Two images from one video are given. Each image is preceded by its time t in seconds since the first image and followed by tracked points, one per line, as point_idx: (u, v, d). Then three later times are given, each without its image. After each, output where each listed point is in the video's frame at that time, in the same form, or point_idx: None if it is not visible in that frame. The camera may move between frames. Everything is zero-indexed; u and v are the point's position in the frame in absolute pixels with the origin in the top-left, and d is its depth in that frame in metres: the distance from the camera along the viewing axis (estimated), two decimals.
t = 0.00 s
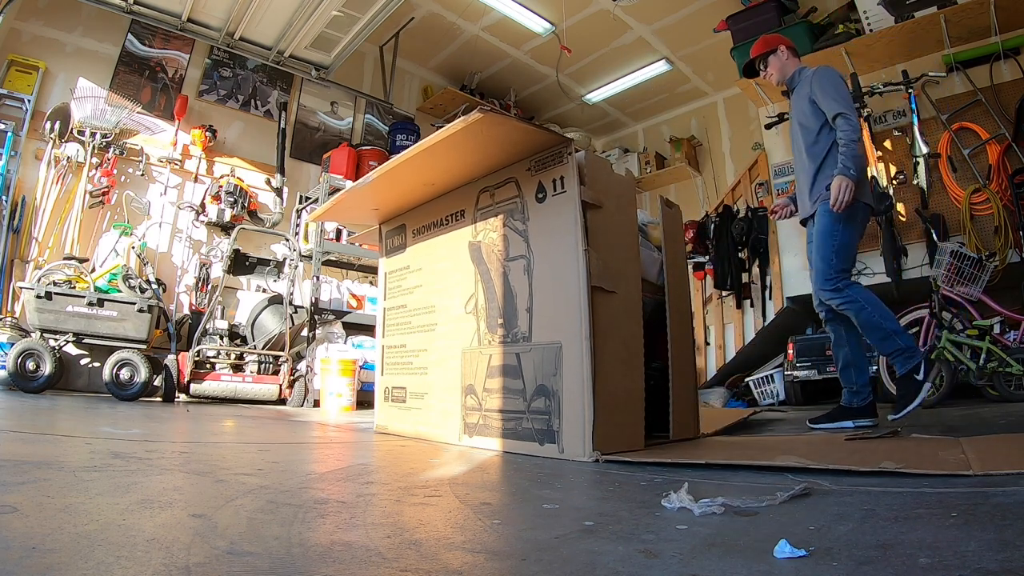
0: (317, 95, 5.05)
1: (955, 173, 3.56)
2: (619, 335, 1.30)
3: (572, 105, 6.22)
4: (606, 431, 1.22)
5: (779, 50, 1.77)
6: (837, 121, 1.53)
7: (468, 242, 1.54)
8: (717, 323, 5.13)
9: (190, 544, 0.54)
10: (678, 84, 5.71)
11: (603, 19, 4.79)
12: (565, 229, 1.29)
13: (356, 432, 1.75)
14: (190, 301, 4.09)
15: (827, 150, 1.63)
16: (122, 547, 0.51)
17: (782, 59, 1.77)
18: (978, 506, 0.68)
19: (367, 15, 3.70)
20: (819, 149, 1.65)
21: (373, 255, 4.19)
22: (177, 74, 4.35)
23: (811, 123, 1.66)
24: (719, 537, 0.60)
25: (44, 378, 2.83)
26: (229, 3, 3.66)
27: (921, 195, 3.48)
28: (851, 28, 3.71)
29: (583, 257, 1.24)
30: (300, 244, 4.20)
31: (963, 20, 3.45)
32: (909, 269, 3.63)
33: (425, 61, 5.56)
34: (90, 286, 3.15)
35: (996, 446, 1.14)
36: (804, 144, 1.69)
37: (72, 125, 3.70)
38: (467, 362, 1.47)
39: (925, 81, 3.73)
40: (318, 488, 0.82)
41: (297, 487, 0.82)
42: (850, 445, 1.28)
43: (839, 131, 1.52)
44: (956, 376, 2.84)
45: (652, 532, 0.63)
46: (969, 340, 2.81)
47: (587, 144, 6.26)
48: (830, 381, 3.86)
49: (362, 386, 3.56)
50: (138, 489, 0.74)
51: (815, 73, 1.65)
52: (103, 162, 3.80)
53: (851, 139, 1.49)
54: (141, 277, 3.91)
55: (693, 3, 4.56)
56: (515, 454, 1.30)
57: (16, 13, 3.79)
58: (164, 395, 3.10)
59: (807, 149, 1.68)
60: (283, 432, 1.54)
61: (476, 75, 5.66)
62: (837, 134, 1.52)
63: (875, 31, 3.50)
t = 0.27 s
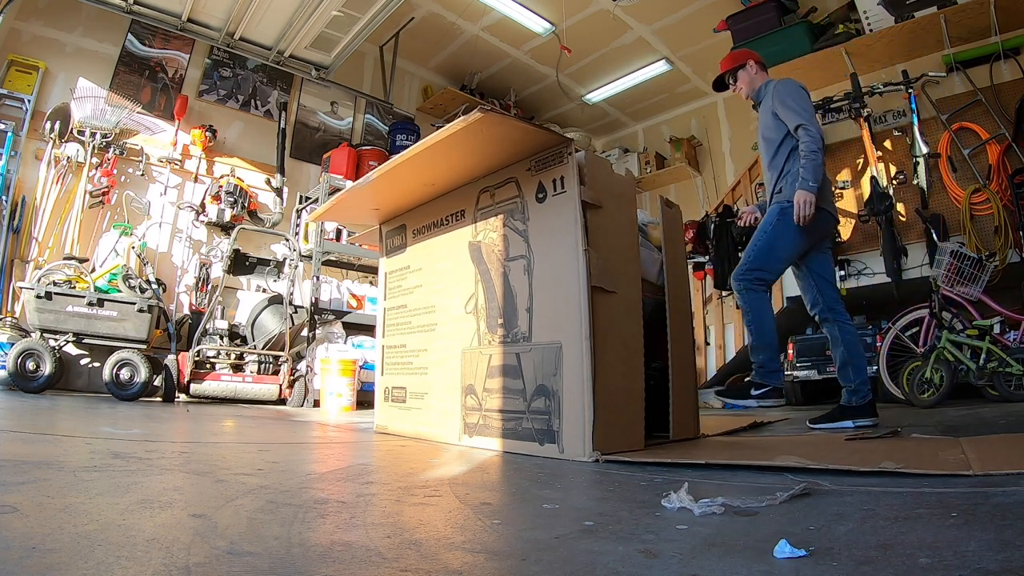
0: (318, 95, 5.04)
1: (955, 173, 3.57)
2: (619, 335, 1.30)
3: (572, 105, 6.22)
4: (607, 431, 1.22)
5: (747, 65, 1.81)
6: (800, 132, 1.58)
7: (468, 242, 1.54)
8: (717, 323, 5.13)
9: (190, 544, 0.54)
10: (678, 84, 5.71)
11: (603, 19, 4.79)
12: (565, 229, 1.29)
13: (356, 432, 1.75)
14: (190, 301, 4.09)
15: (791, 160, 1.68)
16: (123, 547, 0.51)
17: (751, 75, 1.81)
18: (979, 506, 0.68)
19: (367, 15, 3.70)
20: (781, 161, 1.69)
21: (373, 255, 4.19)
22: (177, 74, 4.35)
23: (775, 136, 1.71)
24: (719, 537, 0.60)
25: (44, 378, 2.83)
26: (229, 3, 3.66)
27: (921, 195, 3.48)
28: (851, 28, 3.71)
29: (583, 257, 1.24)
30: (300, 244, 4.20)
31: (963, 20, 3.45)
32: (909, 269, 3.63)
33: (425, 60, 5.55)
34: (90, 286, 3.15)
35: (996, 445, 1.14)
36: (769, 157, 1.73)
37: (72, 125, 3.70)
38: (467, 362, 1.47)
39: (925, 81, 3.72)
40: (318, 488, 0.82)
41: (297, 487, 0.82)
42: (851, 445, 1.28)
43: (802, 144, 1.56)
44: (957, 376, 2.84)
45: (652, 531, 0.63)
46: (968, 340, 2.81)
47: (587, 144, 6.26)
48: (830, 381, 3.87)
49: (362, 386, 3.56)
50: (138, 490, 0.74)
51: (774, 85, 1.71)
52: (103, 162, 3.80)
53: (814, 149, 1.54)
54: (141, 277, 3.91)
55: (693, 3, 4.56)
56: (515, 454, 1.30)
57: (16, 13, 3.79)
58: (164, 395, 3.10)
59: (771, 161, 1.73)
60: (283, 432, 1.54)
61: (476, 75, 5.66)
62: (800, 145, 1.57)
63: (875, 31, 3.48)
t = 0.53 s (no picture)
0: (317, 95, 5.04)
1: (955, 173, 3.57)
2: (619, 335, 1.30)
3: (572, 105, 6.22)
4: (607, 430, 1.22)
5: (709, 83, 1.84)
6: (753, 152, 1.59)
7: (468, 242, 1.54)
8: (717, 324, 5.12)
9: (190, 543, 0.54)
10: (678, 84, 5.70)
11: (603, 19, 4.79)
12: (565, 229, 1.29)
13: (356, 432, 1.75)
14: (190, 302, 4.09)
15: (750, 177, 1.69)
16: (123, 547, 0.51)
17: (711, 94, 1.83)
18: (979, 506, 0.68)
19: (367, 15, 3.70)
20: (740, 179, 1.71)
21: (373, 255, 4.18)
22: (177, 74, 4.35)
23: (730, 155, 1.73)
24: (719, 537, 0.60)
25: (44, 378, 2.83)
26: (229, 3, 3.65)
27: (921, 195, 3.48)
28: (851, 28, 3.72)
29: (583, 257, 1.24)
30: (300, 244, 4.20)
31: (963, 20, 3.45)
32: (909, 269, 3.63)
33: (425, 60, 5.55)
34: (90, 286, 3.15)
35: (996, 445, 1.14)
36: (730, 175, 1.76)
37: (71, 125, 3.70)
38: (467, 362, 1.47)
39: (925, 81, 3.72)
40: (318, 488, 0.82)
41: (297, 487, 0.82)
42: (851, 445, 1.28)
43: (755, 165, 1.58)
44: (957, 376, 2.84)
45: (651, 531, 0.63)
46: (969, 340, 2.81)
47: (587, 144, 6.26)
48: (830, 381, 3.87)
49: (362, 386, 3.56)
50: (139, 489, 0.74)
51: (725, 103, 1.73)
52: (103, 162, 3.80)
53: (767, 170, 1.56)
54: (141, 277, 3.91)
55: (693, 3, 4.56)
56: (515, 454, 1.30)
57: (16, 13, 3.79)
58: (164, 395, 3.10)
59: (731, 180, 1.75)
60: (283, 432, 1.54)
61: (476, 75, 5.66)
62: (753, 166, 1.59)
63: (875, 31, 3.53)
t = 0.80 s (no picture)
0: (317, 95, 5.04)
1: (955, 173, 3.57)
2: (620, 335, 1.30)
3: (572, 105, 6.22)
4: (607, 430, 1.22)
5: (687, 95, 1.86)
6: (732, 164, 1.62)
7: (469, 243, 1.54)
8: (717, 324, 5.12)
9: (190, 544, 0.54)
10: (678, 84, 5.70)
11: (603, 19, 4.79)
12: (566, 229, 1.28)
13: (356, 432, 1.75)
14: (190, 302, 4.09)
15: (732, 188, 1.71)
16: (122, 547, 0.51)
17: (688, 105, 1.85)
18: (979, 506, 0.68)
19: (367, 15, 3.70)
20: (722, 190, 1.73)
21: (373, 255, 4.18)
22: (177, 74, 4.35)
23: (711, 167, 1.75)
24: (719, 537, 0.60)
25: (44, 378, 2.83)
26: (229, 3, 3.65)
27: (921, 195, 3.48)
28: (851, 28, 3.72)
29: (583, 257, 1.24)
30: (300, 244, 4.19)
31: (963, 20, 3.45)
32: (909, 269, 3.63)
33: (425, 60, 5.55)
34: (90, 286, 3.15)
35: (995, 445, 1.14)
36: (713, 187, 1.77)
37: (71, 125, 3.70)
38: (467, 362, 1.47)
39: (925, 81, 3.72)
40: (318, 488, 0.82)
41: (297, 488, 0.82)
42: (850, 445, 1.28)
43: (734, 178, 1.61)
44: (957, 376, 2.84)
45: (652, 531, 0.63)
46: (969, 340, 2.81)
47: (587, 144, 6.26)
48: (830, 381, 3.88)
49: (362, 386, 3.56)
50: (138, 490, 0.74)
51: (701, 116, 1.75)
52: (103, 162, 3.80)
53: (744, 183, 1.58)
54: (141, 277, 3.91)
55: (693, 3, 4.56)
56: (515, 453, 1.30)
57: (16, 13, 3.79)
58: (164, 395, 3.10)
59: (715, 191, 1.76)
60: (282, 432, 1.54)
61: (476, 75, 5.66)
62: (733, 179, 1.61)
63: (875, 31, 3.53)
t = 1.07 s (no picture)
0: (317, 95, 5.04)
1: (955, 173, 3.57)
2: (620, 335, 1.30)
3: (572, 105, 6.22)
4: (608, 430, 1.22)
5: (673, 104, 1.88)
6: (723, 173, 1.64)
7: (467, 242, 1.54)
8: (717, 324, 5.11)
9: (190, 544, 0.54)
10: (678, 84, 5.70)
11: (603, 19, 4.79)
12: (568, 229, 1.29)
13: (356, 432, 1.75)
14: (189, 302, 4.09)
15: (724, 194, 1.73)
16: (122, 547, 0.51)
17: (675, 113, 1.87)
18: (979, 506, 0.68)
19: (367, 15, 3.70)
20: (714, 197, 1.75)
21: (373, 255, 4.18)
22: (177, 74, 4.35)
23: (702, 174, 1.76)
24: (718, 537, 0.60)
25: (44, 378, 2.83)
26: (229, 3, 3.65)
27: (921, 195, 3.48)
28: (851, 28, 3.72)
29: (586, 257, 1.24)
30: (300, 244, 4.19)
31: (963, 20, 3.45)
32: (909, 269, 3.63)
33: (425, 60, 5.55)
34: (90, 286, 3.15)
35: (995, 445, 1.14)
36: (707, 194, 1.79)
37: (71, 125, 3.70)
38: (468, 363, 1.47)
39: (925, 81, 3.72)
40: (318, 488, 0.82)
41: (297, 487, 0.82)
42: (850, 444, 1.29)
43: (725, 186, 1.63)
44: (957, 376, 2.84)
45: (652, 531, 0.63)
46: (969, 340, 2.81)
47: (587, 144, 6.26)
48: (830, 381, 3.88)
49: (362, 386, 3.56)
50: (139, 489, 0.74)
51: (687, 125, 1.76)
52: (103, 162, 3.81)
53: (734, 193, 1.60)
54: (141, 277, 3.91)
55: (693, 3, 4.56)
56: (515, 453, 1.30)
57: (16, 13, 3.79)
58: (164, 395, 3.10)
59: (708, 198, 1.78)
60: (282, 433, 1.53)
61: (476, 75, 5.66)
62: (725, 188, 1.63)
63: (875, 31, 3.53)
